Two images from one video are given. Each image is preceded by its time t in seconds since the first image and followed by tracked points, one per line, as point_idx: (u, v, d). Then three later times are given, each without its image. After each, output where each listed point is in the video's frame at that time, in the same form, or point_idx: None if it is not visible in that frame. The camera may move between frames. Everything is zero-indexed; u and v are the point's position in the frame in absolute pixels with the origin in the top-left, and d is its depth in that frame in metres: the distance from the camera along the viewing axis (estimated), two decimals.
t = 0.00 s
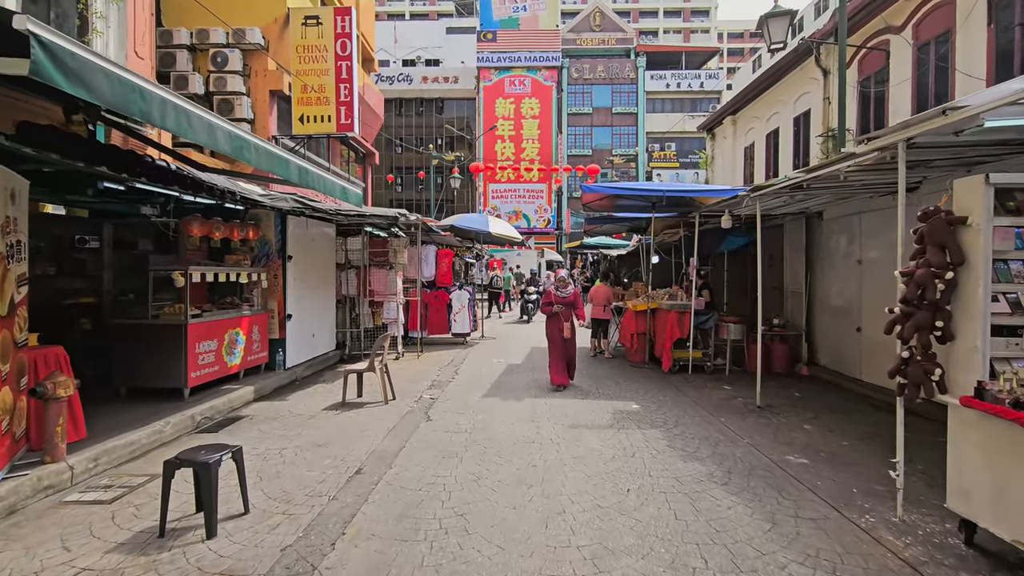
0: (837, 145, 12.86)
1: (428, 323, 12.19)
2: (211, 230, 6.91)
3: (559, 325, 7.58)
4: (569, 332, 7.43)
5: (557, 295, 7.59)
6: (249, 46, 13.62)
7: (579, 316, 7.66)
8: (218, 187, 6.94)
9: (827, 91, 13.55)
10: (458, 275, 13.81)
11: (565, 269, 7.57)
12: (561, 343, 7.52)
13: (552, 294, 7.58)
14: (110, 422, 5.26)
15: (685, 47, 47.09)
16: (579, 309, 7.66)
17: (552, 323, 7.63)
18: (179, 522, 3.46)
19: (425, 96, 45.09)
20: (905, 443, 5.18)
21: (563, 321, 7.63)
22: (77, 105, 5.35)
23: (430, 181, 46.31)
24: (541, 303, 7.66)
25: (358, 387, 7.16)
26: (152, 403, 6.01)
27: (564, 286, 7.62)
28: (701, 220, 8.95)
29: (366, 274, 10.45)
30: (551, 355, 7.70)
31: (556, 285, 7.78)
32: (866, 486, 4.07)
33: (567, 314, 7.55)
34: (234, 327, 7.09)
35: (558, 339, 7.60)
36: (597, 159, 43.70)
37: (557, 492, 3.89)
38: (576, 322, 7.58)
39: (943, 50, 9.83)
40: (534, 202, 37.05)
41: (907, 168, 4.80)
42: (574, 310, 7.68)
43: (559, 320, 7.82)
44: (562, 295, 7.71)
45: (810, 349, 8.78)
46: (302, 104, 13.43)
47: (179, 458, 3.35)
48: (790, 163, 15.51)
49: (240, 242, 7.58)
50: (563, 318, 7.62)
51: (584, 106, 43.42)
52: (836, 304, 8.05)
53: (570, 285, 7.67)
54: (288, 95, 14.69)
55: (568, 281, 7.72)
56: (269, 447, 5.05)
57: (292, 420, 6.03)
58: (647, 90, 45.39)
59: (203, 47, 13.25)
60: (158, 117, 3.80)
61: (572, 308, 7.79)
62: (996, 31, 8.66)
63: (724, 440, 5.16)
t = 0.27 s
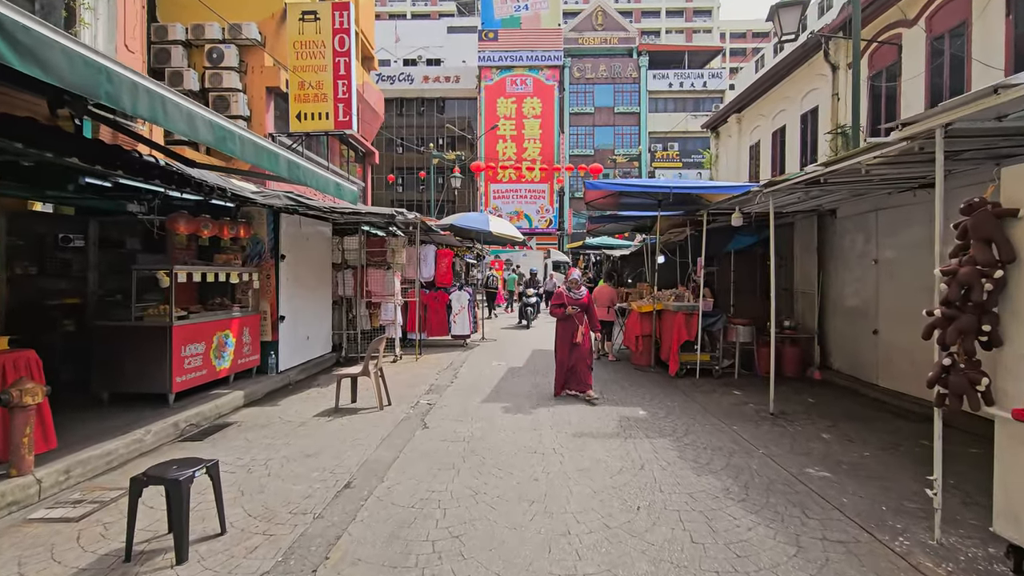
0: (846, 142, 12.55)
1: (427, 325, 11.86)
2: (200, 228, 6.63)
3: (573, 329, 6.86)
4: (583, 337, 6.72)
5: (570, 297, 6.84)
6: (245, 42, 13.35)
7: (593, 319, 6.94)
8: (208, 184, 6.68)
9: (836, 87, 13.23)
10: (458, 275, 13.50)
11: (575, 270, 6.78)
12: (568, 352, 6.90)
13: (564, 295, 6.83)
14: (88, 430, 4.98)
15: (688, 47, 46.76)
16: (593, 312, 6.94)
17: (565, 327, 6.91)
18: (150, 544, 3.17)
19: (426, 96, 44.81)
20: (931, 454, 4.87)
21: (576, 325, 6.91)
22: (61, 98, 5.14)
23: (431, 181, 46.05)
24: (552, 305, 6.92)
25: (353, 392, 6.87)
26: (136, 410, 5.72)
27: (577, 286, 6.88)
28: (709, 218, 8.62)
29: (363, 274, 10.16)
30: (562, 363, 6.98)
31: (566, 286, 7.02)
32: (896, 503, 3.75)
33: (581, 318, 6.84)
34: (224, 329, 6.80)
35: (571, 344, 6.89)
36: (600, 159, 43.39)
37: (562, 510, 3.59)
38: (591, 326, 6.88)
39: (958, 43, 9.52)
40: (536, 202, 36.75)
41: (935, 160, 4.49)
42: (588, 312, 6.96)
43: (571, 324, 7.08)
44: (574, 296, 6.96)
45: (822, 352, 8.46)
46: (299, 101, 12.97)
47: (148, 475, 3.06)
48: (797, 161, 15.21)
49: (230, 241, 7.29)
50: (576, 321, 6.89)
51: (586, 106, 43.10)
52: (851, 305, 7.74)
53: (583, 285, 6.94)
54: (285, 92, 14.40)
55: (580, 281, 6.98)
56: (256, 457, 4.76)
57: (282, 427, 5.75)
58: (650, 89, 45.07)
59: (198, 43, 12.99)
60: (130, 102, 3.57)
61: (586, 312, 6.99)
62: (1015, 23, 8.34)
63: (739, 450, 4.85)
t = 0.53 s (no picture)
0: (855, 140, 12.25)
1: (425, 328, 11.50)
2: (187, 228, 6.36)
3: (593, 336, 6.23)
4: (606, 345, 6.12)
5: (589, 302, 6.28)
6: (240, 39, 13.09)
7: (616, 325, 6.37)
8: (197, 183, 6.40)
9: (844, 84, 12.93)
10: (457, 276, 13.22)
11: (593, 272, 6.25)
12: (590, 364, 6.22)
13: (583, 299, 6.30)
14: (64, 443, 4.70)
15: (690, 46, 46.46)
16: (614, 317, 6.40)
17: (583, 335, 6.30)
18: None
19: (427, 96, 44.54)
20: (960, 468, 4.56)
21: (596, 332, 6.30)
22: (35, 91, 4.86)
23: (431, 182, 45.77)
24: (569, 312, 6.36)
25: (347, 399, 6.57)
26: (117, 419, 5.44)
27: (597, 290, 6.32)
28: (716, 217, 8.30)
29: (359, 275, 9.89)
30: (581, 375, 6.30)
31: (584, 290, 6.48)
32: (930, 525, 3.45)
33: (601, 325, 6.23)
34: (212, 333, 6.51)
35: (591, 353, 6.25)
36: (601, 159, 43.09)
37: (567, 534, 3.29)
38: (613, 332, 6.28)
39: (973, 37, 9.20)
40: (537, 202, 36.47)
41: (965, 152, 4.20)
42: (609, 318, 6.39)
43: (589, 332, 6.51)
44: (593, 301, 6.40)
45: (835, 356, 8.15)
46: (295, 99, 12.63)
47: (110, 501, 2.77)
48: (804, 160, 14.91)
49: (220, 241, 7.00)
50: (596, 327, 6.29)
51: (587, 106, 42.79)
52: (866, 308, 7.44)
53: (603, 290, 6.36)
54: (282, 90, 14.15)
55: (599, 285, 6.47)
56: (240, 471, 4.47)
57: (271, 438, 5.45)
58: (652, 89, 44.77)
59: (192, 41, 12.73)
60: (95, 92, 3.30)
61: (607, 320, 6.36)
62: None
63: (755, 464, 4.56)
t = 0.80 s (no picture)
0: (861, 134, 11.98)
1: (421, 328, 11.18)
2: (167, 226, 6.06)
3: (610, 343, 5.36)
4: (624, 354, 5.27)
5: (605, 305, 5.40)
6: (230, 33, 12.76)
7: (635, 330, 5.52)
8: (181, 179, 6.10)
9: (848, 77, 12.66)
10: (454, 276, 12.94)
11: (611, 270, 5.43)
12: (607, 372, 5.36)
13: (599, 301, 5.41)
14: (32, 455, 4.39)
15: (688, 43, 46.19)
16: (634, 321, 5.50)
17: (600, 342, 5.39)
18: None
19: (423, 94, 44.18)
20: (989, 475, 4.28)
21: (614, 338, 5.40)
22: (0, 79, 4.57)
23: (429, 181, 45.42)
24: (583, 315, 5.38)
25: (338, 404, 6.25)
26: (92, 427, 5.13)
27: (615, 290, 5.44)
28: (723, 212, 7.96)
29: (353, 275, 9.57)
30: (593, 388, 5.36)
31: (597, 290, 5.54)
32: (968, 542, 3.17)
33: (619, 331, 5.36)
34: (195, 336, 6.20)
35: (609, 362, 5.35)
36: (599, 157, 42.81)
37: (573, 556, 3.00)
38: (634, 338, 5.43)
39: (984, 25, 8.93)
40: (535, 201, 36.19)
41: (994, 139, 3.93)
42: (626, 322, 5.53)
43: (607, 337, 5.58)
44: (609, 303, 5.50)
45: (845, 356, 7.86)
46: (286, 95, 12.22)
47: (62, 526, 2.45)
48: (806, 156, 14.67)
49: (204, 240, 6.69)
50: (614, 333, 5.40)
51: (585, 103, 42.46)
52: (878, 305, 7.16)
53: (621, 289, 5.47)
54: (273, 86, 13.81)
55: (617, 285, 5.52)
56: (220, 484, 4.17)
57: (257, 447, 5.15)
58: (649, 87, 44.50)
59: (181, 35, 12.40)
60: (46, 70, 3.01)
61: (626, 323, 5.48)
62: None
63: (771, 473, 4.27)
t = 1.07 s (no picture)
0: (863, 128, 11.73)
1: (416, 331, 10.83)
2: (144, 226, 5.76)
3: (632, 350, 4.84)
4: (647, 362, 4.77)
5: (626, 307, 4.88)
6: (216, 29, 12.39)
7: (656, 335, 5.00)
8: (159, 178, 5.78)
9: (849, 70, 12.41)
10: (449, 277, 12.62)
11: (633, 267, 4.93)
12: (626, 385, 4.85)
13: (619, 303, 4.89)
14: None
15: (683, 40, 45.96)
16: (655, 326, 4.99)
17: (619, 348, 4.87)
18: None
19: (417, 94, 43.79)
20: (1018, 485, 4.02)
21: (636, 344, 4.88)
22: None
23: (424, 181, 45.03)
24: (600, 319, 4.91)
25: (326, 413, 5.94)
26: (62, 443, 4.81)
27: (637, 290, 4.92)
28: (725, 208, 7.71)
29: (344, 276, 9.25)
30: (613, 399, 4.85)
31: (615, 292, 5.03)
32: (1011, 567, 2.89)
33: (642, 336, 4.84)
34: (174, 342, 5.88)
35: (629, 371, 4.84)
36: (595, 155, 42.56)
37: None
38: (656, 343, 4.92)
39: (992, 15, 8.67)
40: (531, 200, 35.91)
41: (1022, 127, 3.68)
42: (649, 326, 5.01)
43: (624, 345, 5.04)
44: (630, 305, 4.95)
45: (854, 356, 7.59)
46: (275, 91, 11.72)
47: None
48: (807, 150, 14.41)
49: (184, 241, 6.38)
50: (636, 339, 4.87)
51: (580, 101, 42.13)
52: (887, 304, 6.90)
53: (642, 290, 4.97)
54: (262, 83, 13.46)
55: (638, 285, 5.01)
56: (196, 505, 3.86)
57: (238, 461, 4.84)
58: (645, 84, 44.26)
59: (165, 31, 12.02)
60: None
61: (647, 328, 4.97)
62: None
63: (787, 486, 3.99)
